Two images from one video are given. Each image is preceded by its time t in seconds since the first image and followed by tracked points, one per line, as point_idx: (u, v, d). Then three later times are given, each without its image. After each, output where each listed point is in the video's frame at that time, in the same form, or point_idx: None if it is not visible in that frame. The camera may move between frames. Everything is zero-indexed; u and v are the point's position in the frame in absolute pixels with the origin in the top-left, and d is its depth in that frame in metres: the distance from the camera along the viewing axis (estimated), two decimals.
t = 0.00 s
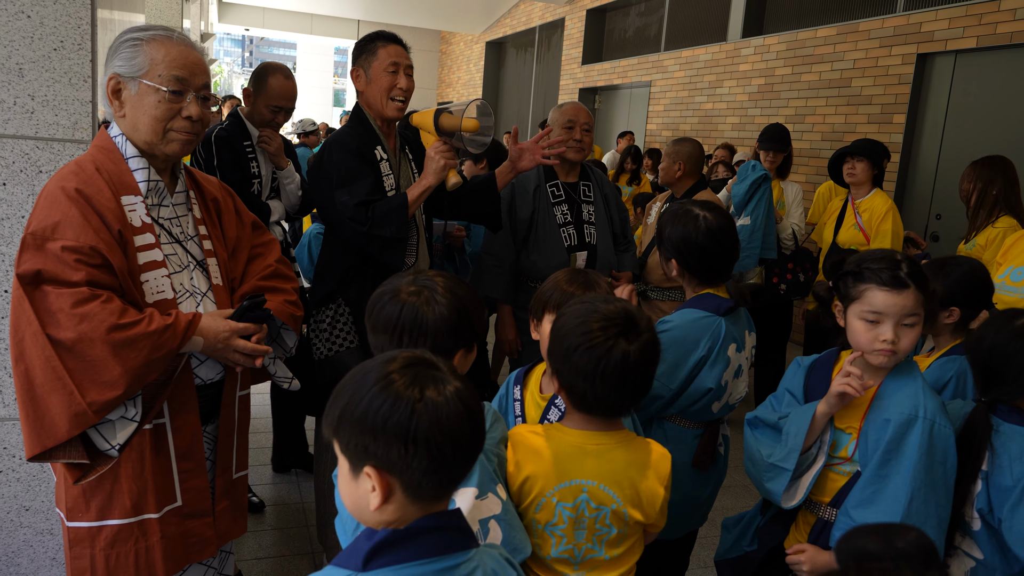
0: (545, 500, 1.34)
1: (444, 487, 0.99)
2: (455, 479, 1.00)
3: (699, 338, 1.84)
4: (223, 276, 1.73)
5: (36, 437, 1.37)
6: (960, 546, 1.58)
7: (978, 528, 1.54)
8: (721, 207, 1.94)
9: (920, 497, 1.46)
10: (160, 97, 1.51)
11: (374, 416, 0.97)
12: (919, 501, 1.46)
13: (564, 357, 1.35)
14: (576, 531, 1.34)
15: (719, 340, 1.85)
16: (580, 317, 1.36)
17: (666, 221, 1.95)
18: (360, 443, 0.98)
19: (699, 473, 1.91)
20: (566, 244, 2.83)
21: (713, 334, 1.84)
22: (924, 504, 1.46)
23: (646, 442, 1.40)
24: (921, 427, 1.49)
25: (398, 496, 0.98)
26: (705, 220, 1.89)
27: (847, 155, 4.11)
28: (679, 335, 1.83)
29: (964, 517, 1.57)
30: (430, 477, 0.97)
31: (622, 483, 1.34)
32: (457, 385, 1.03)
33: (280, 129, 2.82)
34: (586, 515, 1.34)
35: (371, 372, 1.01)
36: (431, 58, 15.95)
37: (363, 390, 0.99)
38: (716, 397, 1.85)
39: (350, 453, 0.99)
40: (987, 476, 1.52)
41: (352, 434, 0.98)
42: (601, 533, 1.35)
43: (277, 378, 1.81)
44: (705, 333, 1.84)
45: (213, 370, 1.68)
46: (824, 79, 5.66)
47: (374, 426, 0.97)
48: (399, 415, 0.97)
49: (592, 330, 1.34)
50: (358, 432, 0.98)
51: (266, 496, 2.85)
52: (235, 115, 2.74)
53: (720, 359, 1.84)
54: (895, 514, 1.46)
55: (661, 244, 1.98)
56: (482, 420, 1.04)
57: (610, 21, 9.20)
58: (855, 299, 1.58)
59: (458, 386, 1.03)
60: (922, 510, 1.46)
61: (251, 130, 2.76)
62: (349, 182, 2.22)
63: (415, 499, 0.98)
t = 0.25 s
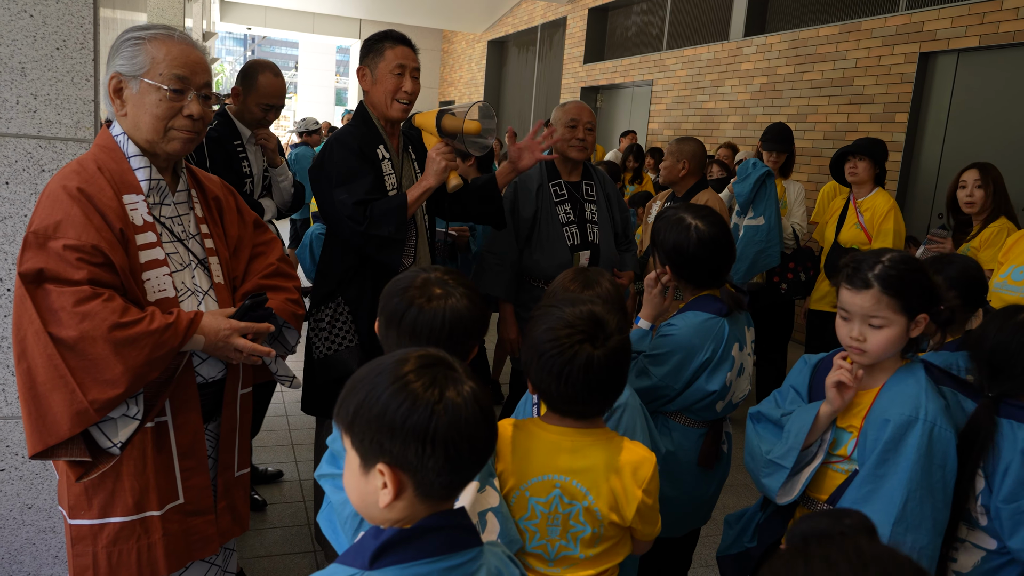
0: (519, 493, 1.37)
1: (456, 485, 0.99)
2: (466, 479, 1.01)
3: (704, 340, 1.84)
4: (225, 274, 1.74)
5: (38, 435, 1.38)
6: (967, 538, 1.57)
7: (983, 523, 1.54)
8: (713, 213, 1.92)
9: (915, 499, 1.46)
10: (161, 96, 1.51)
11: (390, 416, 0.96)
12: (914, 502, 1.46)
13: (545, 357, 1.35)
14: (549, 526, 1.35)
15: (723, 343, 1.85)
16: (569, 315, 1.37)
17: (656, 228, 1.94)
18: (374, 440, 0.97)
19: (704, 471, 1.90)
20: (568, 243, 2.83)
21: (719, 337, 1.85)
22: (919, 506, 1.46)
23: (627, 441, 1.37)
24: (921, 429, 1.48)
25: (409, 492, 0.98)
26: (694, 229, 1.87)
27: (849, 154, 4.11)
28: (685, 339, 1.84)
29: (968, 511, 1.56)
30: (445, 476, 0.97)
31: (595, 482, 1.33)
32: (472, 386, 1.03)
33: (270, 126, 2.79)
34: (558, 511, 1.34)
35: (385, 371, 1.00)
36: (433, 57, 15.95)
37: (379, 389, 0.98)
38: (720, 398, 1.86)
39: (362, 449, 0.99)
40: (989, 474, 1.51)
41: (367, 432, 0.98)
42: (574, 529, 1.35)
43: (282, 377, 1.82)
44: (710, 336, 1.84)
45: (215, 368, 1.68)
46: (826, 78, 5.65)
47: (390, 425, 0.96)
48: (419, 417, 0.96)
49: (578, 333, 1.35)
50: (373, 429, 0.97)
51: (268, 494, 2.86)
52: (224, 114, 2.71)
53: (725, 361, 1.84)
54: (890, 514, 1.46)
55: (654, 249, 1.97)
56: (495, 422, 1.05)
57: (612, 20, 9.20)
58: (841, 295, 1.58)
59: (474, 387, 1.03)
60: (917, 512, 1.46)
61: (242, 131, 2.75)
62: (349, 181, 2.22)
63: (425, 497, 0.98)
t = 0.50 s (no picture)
0: (506, 487, 1.38)
1: (461, 486, 0.99)
2: (471, 481, 1.00)
3: (707, 340, 1.84)
4: (225, 273, 1.74)
5: (38, 432, 1.38)
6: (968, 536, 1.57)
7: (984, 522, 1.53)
8: (712, 216, 1.91)
9: (902, 495, 1.45)
10: (161, 94, 1.51)
11: (394, 417, 0.96)
12: (901, 498, 1.45)
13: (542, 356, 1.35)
14: (532, 523, 1.36)
15: (726, 341, 1.85)
16: (564, 314, 1.37)
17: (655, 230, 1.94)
18: (379, 442, 0.97)
19: (706, 468, 1.90)
20: (570, 242, 2.83)
21: (722, 336, 1.85)
22: (907, 502, 1.45)
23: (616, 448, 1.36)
24: (912, 426, 1.48)
25: (414, 494, 0.97)
26: (694, 232, 1.87)
27: (850, 152, 4.10)
28: (689, 339, 1.84)
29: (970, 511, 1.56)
30: (450, 478, 0.97)
31: (579, 484, 1.33)
32: (477, 386, 1.03)
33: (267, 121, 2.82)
34: (541, 509, 1.35)
35: (390, 372, 0.99)
36: (434, 56, 15.95)
37: (384, 389, 0.98)
38: (724, 397, 1.85)
39: (367, 450, 0.99)
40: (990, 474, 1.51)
41: (373, 433, 0.97)
42: (556, 529, 1.35)
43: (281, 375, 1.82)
44: (713, 335, 1.84)
45: (215, 366, 1.68)
46: (828, 77, 5.64)
47: (393, 427, 0.96)
48: (425, 418, 0.96)
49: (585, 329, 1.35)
50: (379, 430, 0.97)
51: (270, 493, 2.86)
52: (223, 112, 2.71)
53: (728, 360, 1.84)
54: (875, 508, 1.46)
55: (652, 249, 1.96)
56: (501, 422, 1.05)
57: (613, 18, 9.19)
58: (838, 292, 1.58)
59: (479, 388, 1.03)
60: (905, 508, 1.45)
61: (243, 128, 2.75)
62: (350, 181, 2.22)
63: (430, 499, 0.98)
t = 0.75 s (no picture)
0: (512, 485, 1.38)
1: (466, 488, 0.99)
2: (475, 483, 1.00)
3: (706, 337, 1.84)
4: (227, 272, 1.74)
5: (41, 431, 1.38)
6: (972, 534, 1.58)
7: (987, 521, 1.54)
8: (715, 214, 1.91)
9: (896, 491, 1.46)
10: (162, 94, 1.51)
11: (399, 419, 0.96)
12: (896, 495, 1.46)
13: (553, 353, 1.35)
14: (537, 520, 1.36)
15: (723, 339, 1.85)
16: (561, 318, 1.37)
17: (659, 226, 1.94)
18: (385, 444, 0.97)
19: (703, 468, 1.90)
20: (571, 241, 2.83)
21: (720, 334, 1.85)
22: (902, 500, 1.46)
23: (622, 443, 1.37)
24: (908, 424, 1.48)
25: (419, 496, 0.97)
26: (696, 229, 1.87)
27: (851, 151, 4.09)
28: (687, 336, 1.84)
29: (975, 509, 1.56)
30: (454, 480, 0.97)
31: (586, 480, 1.33)
32: (481, 388, 1.03)
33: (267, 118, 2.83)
34: (548, 506, 1.35)
35: (396, 374, 1.00)
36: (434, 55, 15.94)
37: (390, 391, 0.98)
38: (722, 395, 1.85)
39: (372, 451, 0.99)
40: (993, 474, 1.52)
41: (378, 435, 0.97)
42: (562, 526, 1.35)
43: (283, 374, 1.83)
44: (711, 333, 1.84)
45: (217, 365, 1.69)
46: (830, 75, 5.63)
47: (398, 429, 0.96)
48: (430, 420, 0.96)
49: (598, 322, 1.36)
50: (384, 432, 0.97)
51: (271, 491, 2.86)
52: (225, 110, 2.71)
53: (727, 359, 1.84)
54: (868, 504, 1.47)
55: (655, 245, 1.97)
56: (506, 423, 1.05)
57: (614, 17, 9.18)
58: (834, 289, 1.59)
59: (484, 389, 1.03)
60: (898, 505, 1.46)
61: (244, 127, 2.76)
62: (354, 180, 2.23)
63: (434, 501, 0.98)
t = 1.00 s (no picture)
0: (530, 489, 1.37)
1: (467, 486, 0.99)
2: (476, 482, 1.01)
3: (697, 331, 1.85)
4: (229, 271, 1.75)
5: (45, 429, 1.39)
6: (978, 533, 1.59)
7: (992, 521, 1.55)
8: (728, 207, 1.94)
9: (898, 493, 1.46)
10: (165, 94, 1.52)
11: (401, 418, 0.97)
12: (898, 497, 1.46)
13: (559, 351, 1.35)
14: (557, 521, 1.36)
15: (716, 333, 1.85)
16: (576, 312, 1.38)
17: (671, 215, 1.95)
18: (388, 442, 0.97)
19: (699, 465, 1.91)
20: (572, 241, 2.84)
21: (712, 328, 1.85)
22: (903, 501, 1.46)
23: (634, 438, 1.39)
24: (910, 424, 1.48)
25: (422, 494, 0.98)
26: (711, 219, 1.88)
27: (852, 150, 4.09)
28: (677, 327, 1.85)
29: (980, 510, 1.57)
30: (455, 479, 0.98)
31: (605, 478, 1.34)
32: (482, 387, 1.03)
33: (266, 115, 2.85)
34: (568, 506, 1.35)
35: (398, 372, 1.00)
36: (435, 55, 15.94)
37: (392, 390, 0.99)
38: (715, 391, 1.85)
39: (375, 449, 0.99)
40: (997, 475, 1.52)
41: (381, 434, 0.98)
42: (582, 525, 1.36)
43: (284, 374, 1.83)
44: (702, 326, 1.85)
45: (219, 364, 1.69)
46: (831, 75, 5.63)
47: (400, 427, 0.97)
48: (431, 419, 0.96)
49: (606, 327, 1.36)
50: (386, 432, 0.97)
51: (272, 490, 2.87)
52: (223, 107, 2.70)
53: (718, 353, 1.84)
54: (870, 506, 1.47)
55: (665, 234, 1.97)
56: (507, 421, 1.05)
57: (615, 16, 9.18)
58: (832, 289, 1.59)
59: (485, 388, 1.03)
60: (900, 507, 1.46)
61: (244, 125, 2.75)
62: (360, 179, 2.22)
63: (437, 499, 0.98)
